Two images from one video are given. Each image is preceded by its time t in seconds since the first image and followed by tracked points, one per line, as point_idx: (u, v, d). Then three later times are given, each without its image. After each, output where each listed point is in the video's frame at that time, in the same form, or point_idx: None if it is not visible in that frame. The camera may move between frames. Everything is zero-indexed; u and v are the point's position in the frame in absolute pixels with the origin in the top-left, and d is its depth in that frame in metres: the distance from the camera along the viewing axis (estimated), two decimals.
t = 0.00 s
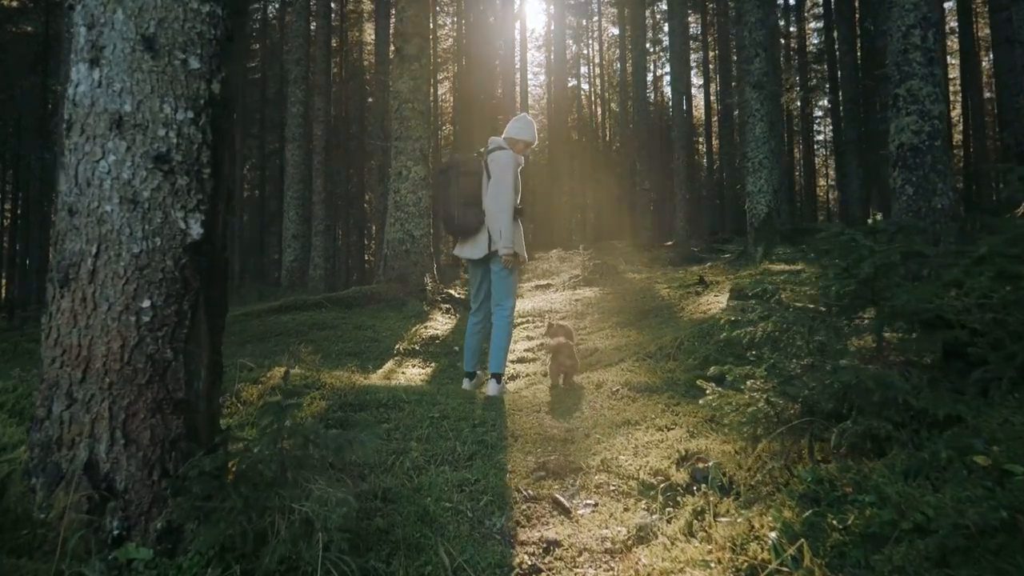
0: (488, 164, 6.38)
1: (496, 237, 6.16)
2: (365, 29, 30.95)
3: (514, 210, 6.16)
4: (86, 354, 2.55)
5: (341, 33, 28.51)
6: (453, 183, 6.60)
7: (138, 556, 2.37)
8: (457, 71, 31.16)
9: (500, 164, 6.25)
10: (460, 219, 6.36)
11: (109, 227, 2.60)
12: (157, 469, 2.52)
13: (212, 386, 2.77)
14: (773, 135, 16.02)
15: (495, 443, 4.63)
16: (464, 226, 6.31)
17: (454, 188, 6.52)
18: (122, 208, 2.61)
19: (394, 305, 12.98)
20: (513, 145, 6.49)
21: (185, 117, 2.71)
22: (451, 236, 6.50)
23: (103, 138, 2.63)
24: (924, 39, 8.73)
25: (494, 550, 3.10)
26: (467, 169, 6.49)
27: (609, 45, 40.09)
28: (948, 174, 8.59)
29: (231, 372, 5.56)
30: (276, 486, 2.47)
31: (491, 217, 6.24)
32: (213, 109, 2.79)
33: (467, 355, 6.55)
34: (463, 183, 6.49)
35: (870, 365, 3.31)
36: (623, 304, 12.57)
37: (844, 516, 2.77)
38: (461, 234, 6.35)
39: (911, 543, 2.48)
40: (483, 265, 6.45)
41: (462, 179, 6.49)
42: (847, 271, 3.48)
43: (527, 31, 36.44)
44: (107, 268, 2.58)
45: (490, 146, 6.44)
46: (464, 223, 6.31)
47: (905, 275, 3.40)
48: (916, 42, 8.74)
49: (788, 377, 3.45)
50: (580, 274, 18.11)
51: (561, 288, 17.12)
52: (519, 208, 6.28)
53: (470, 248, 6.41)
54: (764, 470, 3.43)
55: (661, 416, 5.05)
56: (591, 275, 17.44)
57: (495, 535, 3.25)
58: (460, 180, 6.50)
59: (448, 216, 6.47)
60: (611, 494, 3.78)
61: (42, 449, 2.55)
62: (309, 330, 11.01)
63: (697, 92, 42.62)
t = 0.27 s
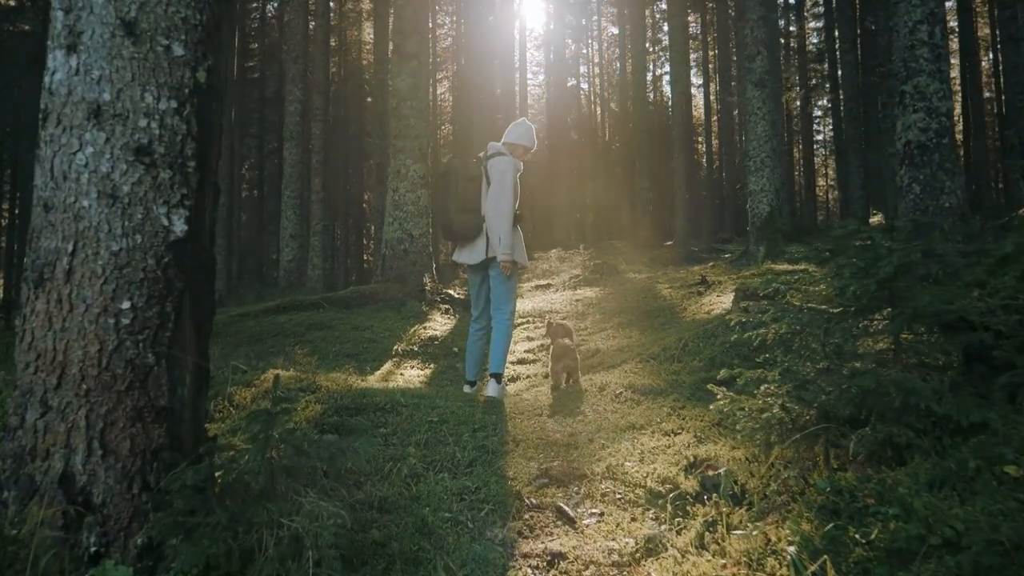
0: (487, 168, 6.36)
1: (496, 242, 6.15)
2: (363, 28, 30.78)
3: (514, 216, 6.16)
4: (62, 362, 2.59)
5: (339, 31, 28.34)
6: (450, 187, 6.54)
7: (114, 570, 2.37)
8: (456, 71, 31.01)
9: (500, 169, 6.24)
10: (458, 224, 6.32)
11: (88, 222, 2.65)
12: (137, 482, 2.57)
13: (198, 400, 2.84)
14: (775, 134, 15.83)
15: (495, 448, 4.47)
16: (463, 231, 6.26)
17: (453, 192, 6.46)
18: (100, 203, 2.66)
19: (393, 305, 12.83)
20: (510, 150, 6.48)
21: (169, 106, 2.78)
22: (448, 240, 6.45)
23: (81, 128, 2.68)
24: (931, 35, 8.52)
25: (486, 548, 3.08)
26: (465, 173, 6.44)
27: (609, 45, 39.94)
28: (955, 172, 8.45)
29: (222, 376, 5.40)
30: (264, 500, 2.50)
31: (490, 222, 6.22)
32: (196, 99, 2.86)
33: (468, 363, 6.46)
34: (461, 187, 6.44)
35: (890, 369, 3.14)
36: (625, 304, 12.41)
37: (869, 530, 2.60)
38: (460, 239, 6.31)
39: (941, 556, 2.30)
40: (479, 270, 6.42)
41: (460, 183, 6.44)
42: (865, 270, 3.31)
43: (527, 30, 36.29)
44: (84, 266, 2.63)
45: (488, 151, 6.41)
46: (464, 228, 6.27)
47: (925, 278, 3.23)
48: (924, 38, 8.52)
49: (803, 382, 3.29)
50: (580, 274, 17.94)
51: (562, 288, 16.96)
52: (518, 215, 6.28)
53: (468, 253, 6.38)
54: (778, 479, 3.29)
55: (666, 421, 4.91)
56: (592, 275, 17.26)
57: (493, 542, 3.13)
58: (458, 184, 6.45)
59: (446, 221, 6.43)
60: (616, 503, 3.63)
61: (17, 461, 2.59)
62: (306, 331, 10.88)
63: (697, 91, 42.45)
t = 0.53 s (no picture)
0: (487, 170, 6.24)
1: (498, 244, 6.06)
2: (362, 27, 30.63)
3: (517, 220, 6.10)
4: (30, 367, 2.69)
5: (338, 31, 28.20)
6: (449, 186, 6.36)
7: None
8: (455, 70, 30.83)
9: (501, 171, 6.17)
10: (458, 225, 6.17)
11: (58, 213, 2.76)
12: (109, 497, 2.67)
13: (177, 420, 2.94)
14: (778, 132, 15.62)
15: (497, 455, 4.27)
16: (464, 232, 6.11)
17: (453, 191, 6.27)
18: (73, 192, 2.77)
19: (391, 305, 12.64)
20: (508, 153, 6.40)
21: (148, 90, 2.89)
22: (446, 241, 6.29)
23: (51, 114, 2.78)
24: (940, 29, 8.38)
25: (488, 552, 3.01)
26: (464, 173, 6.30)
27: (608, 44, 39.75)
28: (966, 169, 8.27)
29: (212, 379, 5.19)
30: (248, 516, 2.49)
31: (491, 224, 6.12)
32: (176, 83, 2.97)
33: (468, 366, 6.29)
34: (460, 186, 6.29)
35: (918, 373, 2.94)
36: (627, 304, 12.22)
37: (903, 546, 2.42)
38: (460, 239, 6.15)
39: None
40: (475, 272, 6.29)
41: (460, 182, 6.29)
42: (888, 268, 3.09)
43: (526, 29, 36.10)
44: (54, 264, 2.74)
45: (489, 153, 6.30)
46: (465, 228, 6.12)
47: (956, 276, 2.99)
48: (932, 32, 8.40)
49: (824, 385, 3.10)
50: (581, 274, 17.73)
51: (562, 288, 16.75)
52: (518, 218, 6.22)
53: (465, 255, 6.24)
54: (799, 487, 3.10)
55: (675, 425, 4.74)
56: (593, 275, 17.06)
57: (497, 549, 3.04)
58: (458, 183, 6.29)
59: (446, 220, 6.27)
60: (624, 513, 3.45)
61: None
62: (304, 332, 10.73)
63: (698, 91, 42.25)
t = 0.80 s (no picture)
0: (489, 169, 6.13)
1: (502, 245, 5.95)
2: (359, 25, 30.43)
3: (519, 222, 6.02)
4: None
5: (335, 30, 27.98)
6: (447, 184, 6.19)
7: None
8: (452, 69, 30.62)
9: (503, 171, 6.07)
10: (459, 223, 5.99)
11: (20, 204, 2.66)
12: (75, 514, 2.58)
13: (152, 433, 2.87)
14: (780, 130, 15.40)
15: (498, 461, 4.09)
16: (467, 231, 5.95)
17: (452, 190, 6.10)
18: (37, 180, 2.68)
19: (389, 304, 12.44)
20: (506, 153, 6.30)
21: (118, 69, 2.82)
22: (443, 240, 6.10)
23: (13, 96, 2.68)
24: (950, 22, 8.18)
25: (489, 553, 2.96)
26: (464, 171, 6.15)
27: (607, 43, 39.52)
28: (975, 165, 8.11)
29: (201, 381, 4.99)
30: (227, 534, 2.42)
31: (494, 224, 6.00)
32: (149, 62, 2.91)
33: (469, 363, 6.10)
34: (459, 185, 6.13)
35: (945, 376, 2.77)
36: (628, 304, 12.02)
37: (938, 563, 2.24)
38: (461, 238, 5.98)
39: None
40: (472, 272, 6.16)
41: (459, 181, 6.12)
42: (915, 263, 2.89)
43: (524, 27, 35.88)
44: (15, 258, 2.64)
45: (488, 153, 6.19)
46: (467, 227, 5.96)
47: (988, 271, 2.79)
48: (942, 25, 8.19)
49: (847, 389, 2.92)
50: (580, 273, 17.50)
51: (562, 287, 16.54)
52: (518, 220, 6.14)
53: (464, 254, 6.09)
54: (819, 494, 2.92)
55: (683, 429, 4.55)
56: (593, 274, 16.83)
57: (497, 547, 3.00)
58: (457, 182, 6.12)
59: (444, 220, 6.09)
60: (631, 523, 3.27)
61: None
62: (300, 331, 10.56)
63: (697, 90, 42.01)
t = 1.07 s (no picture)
0: (490, 168, 6.08)
1: (506, 244, 5.94)
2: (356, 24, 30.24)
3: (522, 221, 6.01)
4: None
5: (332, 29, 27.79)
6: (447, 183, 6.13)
7: None
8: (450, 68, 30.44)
9: (506, 171, 6.05)
10: (463, 221, 5.93)
11: None
12: (41, 534, 2.42)
13: (127, 444, 2.73)
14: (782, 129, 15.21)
15: (501, 468, 3.94)
16: (471, 229, 5.89)
17: (454, 189, 6.04)
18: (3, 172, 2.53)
19: (386, 304, 12.27)
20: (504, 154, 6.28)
21: (92, 52, 2.66)
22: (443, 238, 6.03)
23: None
24: (957, 17, 8.03)
25: (497, 552, 2.93)
26: (465, 170, 6.09)
27: (606, 43, 39.36)
28: (984, 163, 7.94)
29: (190, 385, 4.83)
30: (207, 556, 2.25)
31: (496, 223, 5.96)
32: (127, 43, 2.76)
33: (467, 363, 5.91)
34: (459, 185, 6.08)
35: (973, 383, 2.62)
36: (629, 304, 11.85)
37: None
38: (463, 236, 5.92)
39: None
40: (471, 271, 6.09)
41: (460, 179, 6.06)
42: (939, 262, 2.75)
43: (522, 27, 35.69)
44: None
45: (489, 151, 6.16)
46: (470, 225, 5.90)
47: (1017, 271, 2.62)
48: (950, 21, 8.03)
49: (871, 392, 2.76)
50: (580, 273, 17.33)
51: (562, 287, 16.38)
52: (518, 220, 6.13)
53: (465, 253, 6.02)
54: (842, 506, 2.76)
55: (688, 435, 4.41)
56: (593, 274, 16.67)
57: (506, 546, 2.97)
58: (458, 180, 6.06)
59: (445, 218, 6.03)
60: (640, 535, 3.11)
61: None
62: (295, 332, 10.41)
63: (696, 91, 41.81)
